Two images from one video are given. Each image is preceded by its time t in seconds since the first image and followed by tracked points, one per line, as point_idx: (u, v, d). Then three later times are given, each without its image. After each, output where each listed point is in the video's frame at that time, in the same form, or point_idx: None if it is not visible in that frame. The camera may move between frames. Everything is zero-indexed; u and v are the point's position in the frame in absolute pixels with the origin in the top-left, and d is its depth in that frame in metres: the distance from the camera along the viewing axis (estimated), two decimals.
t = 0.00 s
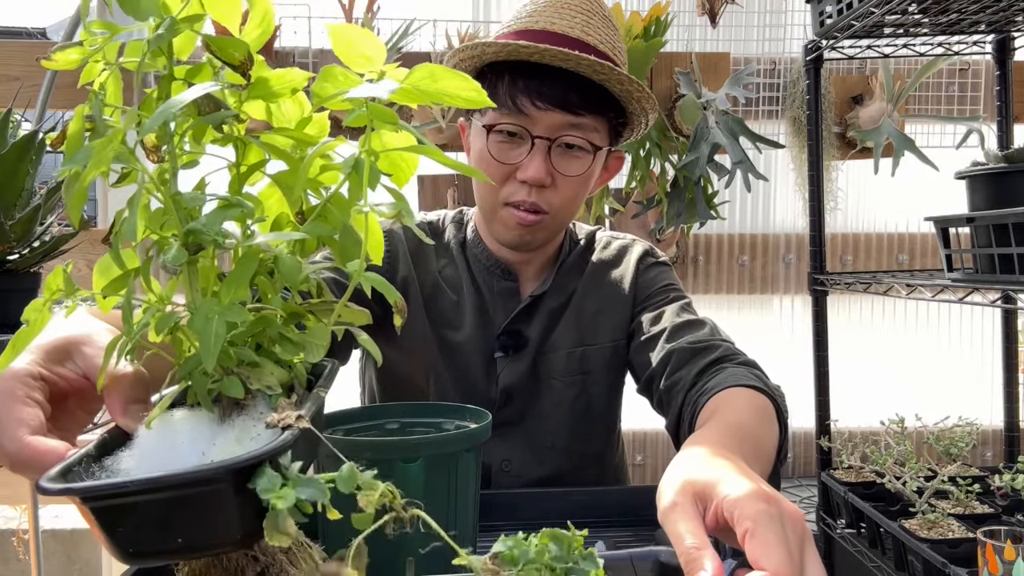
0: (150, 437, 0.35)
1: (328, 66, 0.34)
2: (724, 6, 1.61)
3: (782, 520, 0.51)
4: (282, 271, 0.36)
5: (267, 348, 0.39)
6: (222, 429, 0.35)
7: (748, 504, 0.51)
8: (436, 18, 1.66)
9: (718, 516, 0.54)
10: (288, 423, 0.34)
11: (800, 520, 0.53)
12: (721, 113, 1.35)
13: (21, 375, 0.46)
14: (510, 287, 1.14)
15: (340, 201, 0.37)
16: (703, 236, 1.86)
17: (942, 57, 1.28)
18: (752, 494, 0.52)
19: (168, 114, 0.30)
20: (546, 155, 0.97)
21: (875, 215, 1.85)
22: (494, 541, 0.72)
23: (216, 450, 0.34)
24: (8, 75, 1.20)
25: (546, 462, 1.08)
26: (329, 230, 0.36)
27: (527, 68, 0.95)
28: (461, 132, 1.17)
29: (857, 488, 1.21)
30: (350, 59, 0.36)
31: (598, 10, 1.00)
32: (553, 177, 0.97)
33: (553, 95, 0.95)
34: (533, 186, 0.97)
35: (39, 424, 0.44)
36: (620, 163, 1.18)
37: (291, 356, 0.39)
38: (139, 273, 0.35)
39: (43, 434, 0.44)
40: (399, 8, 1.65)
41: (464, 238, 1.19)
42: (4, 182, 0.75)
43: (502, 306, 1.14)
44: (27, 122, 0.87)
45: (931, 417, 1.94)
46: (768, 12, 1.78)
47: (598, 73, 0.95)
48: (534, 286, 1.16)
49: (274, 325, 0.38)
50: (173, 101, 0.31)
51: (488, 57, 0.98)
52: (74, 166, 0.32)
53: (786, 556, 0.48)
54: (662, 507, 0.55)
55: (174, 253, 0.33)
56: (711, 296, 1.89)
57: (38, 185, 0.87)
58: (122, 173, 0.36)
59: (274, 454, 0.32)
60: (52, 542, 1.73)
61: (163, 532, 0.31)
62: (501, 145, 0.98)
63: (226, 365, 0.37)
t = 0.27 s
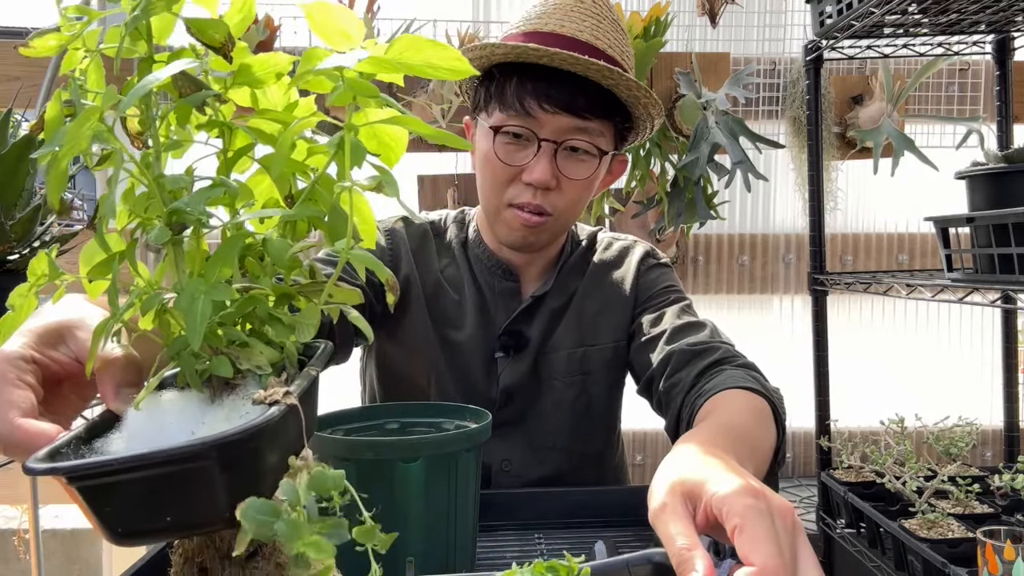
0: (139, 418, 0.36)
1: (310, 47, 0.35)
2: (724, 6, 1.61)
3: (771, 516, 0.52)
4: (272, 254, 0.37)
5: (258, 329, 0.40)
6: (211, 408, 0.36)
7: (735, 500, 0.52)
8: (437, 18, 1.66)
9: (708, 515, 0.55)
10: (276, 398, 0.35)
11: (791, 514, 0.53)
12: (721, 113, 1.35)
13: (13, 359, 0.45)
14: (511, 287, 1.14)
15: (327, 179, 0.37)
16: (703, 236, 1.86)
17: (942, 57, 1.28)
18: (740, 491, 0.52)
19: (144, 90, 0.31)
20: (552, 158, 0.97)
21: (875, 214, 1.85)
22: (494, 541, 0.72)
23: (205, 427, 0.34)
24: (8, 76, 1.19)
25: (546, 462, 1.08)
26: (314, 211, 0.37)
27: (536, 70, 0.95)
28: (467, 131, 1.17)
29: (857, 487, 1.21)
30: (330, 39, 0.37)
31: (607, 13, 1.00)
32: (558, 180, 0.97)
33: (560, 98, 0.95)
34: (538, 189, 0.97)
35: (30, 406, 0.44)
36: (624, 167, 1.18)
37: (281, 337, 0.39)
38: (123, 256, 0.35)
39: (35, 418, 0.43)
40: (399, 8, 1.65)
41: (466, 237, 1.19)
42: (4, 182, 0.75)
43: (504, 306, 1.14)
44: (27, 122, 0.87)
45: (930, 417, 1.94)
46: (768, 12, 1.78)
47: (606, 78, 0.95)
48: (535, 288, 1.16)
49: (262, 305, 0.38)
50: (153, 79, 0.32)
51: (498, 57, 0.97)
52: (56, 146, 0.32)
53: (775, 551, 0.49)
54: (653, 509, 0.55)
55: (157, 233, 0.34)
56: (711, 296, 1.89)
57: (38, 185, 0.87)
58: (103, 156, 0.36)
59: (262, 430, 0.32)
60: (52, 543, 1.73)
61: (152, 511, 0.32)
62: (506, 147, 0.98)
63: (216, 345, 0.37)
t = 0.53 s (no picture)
0: (150, 363, 0.33)
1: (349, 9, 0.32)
2: (724, 6, 1.61)
3: (760, 511, 0.52)
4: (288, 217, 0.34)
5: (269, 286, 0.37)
6: (221, 359, 0.33)
7: (724, 495, 0.52)
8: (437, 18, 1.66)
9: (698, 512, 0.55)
10: (288, 349, 0.33)
11: (780, 506, 0.54)
12: (721, 113, 1.36)
13: (23, 303, 0.43)
14: (513, 287, 1.14)
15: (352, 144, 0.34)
16: (704, 236, 1.86)
17: (942, 57, 1.28)
18: (729, 487, 0.53)
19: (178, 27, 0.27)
20: (559, 156, 0.97)
21: (875, 214, 1.85)
22: (494, 541, 0.72)
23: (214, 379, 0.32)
24: (9, 75, 1.20)
25: (546, 462, 1.09)
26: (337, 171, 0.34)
27: (546, 68, 0.96)
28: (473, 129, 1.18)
29: (857, 487, 1.21)
30: None
31: (617, 16, 1.01)
32: (564, 179, 0.97)
33: (570, 96, 0.95)
34: (545, 187, 0.97)
35: (35, 354, 0.42)
36: (629, 169, 1.19)
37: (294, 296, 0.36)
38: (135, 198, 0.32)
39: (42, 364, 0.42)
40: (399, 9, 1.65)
41: (469, 235, 1.20)
42: (4, 182, 0.75)
43: (505, 307, 1.14)
44: (26, 122, 0.88)
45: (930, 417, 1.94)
46: (768, 12, 1.78)
47: (615, 78, 0.96)
48: (538, 288, 1.16)
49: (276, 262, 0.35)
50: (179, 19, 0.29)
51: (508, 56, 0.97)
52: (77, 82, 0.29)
53: (764, 545, 0.49)
54: (644, 510, 0.55)
55: (175, 180, 0.31)
56: (711, 296, 1.89)
57: (39, 186, 0.87)
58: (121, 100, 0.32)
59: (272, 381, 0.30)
60: (53, 542, 1.74)
61: (158, 459, 0.30)
62: (514, 144, 0.98)
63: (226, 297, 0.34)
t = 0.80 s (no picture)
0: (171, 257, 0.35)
1: None
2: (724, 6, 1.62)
3: (759, 510, 0.52)
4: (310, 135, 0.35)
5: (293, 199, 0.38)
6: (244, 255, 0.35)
7: (723, 493, 0.52)
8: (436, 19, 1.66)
9: (696, 511, 0.55)
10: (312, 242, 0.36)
11: (779, 505, 0.54)
12: (721, 113, 1.36)
13: (48, 203, 0.46)
14: (517, 287, 1.14)
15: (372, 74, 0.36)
16: (704, 236, 1.87)
17: (942, 57, 1.28)
18: (728, 486, 0.53)
19: None
20: (568, 157, 0.97)
21: (875, 214, 1.85)
22: (494, 542, 0.72)
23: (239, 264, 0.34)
24: (9, 76, 1.20)
25: (545, 462, 1.09)
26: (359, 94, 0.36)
27: (557, 69, 0.96)
28: (482, 129, 1.19)
29: (857, 487, 1.21)
30: None
31: (629, 20, 1.01)
32: (573, 179, 0.97)
33: (580, 97, 0.96)
34: (553, 187, 0.97)
35: (58, 248, 0.44)
36: (635, 172, 1.19)
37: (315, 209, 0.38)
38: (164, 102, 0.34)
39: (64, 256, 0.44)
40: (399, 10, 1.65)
41: (475, 234, 1.20)
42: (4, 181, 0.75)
43: (509, 306, 1.14)
44: (27, 122, 0.88)
45: (930, 416, 1.94)
46: (768, 12, 1.78)
47: (626, 81, 0.96)
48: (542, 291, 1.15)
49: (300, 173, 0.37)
50: None
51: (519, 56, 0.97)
52: None
53: (761, 544, 0.49)
54: (643, 510, 0.55)
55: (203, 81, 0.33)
56: (711, 296, 1.89)
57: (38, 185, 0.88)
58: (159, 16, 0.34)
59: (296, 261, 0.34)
60: (53, 542, 1.74)
61: (184, 337, 0.33)
62: (523, 143, 0.98)
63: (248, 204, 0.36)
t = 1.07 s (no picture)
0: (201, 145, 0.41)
1: None
2: (724, 6, 1.62)
3: (759, 511, 0.52)
4: (325, 56, 0.43)
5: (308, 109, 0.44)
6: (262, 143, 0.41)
7: (722, 495, 0.52)
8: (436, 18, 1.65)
9: (696, 512, 0.55)
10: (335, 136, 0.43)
11: (779, 506, 0.54)
12: (721, 113, 1.36)
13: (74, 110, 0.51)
14: (520, 285, 1.14)
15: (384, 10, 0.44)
16: (703, 236, 1.87)
17: (942, 57, 1.28)
18: (728, 487, 0.52)
19: None
20: (570, 157, 0.97)
21: (875, 214, 1.85)
22: (495, 542, 0.72)
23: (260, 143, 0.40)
24: (9, 76, 1.20)
25: (545, 461, 1.09)
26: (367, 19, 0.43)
27: (560, 70, 0.95)
28: (486, 128, 1.18)
29: (857, 487, 1.21)
30: None
31: (632, 20, 1.00)
32: (575, 180, 0.98)
33: (583, 98, 0.95)
34: (555, 187, 0.97)
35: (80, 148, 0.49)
36: (639, 172, 1.19)
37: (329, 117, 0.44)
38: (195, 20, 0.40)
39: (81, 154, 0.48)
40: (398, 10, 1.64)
41: (479, 232, 1.21)
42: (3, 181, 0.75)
43: (511, 303, 1.14)
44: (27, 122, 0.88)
45: (931, 416, 1.94)
46: (768, 12, 1.77)
47: (630, 82, 0.95)
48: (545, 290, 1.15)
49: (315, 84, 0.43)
50: None
51: (521, 56, 0.97)
52: None
53: (761, 545, 0.49)
54: (642, 511, 0.55)
55: None
56: (711, 296, 1.89)
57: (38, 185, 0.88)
58: None
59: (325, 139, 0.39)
60: (53, 542, 1.73)
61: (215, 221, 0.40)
62: (526, 144, 0.98)
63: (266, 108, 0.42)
